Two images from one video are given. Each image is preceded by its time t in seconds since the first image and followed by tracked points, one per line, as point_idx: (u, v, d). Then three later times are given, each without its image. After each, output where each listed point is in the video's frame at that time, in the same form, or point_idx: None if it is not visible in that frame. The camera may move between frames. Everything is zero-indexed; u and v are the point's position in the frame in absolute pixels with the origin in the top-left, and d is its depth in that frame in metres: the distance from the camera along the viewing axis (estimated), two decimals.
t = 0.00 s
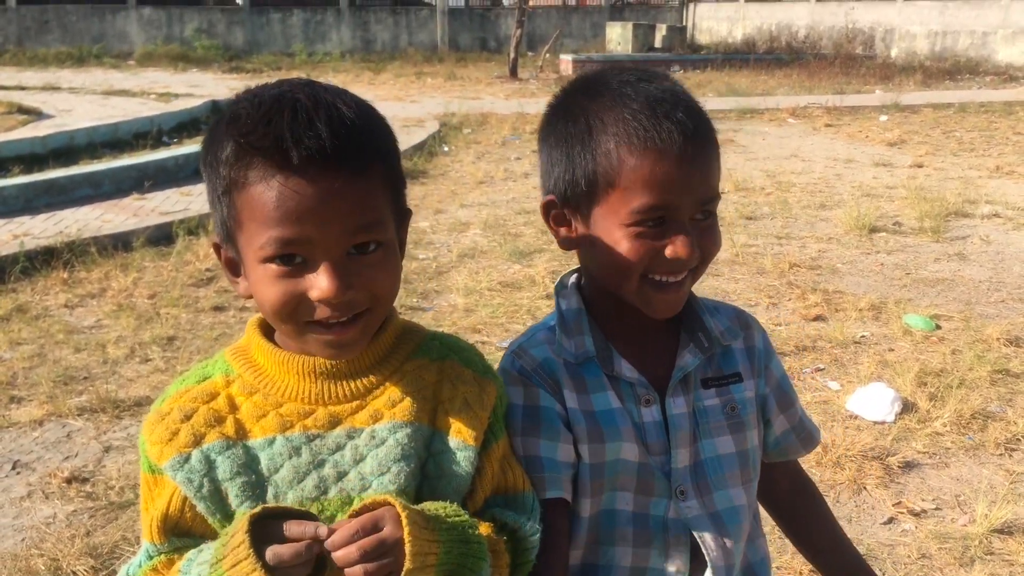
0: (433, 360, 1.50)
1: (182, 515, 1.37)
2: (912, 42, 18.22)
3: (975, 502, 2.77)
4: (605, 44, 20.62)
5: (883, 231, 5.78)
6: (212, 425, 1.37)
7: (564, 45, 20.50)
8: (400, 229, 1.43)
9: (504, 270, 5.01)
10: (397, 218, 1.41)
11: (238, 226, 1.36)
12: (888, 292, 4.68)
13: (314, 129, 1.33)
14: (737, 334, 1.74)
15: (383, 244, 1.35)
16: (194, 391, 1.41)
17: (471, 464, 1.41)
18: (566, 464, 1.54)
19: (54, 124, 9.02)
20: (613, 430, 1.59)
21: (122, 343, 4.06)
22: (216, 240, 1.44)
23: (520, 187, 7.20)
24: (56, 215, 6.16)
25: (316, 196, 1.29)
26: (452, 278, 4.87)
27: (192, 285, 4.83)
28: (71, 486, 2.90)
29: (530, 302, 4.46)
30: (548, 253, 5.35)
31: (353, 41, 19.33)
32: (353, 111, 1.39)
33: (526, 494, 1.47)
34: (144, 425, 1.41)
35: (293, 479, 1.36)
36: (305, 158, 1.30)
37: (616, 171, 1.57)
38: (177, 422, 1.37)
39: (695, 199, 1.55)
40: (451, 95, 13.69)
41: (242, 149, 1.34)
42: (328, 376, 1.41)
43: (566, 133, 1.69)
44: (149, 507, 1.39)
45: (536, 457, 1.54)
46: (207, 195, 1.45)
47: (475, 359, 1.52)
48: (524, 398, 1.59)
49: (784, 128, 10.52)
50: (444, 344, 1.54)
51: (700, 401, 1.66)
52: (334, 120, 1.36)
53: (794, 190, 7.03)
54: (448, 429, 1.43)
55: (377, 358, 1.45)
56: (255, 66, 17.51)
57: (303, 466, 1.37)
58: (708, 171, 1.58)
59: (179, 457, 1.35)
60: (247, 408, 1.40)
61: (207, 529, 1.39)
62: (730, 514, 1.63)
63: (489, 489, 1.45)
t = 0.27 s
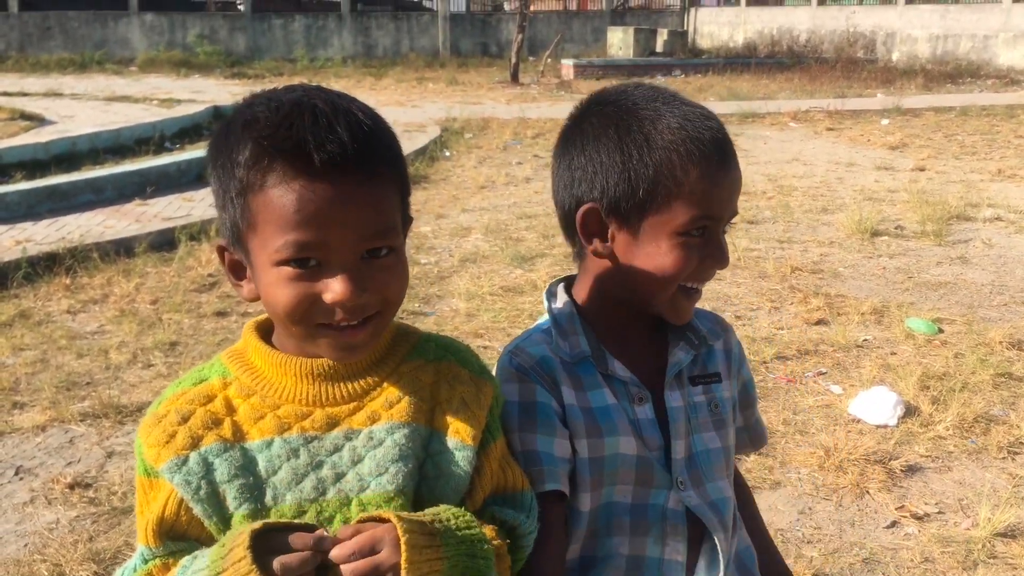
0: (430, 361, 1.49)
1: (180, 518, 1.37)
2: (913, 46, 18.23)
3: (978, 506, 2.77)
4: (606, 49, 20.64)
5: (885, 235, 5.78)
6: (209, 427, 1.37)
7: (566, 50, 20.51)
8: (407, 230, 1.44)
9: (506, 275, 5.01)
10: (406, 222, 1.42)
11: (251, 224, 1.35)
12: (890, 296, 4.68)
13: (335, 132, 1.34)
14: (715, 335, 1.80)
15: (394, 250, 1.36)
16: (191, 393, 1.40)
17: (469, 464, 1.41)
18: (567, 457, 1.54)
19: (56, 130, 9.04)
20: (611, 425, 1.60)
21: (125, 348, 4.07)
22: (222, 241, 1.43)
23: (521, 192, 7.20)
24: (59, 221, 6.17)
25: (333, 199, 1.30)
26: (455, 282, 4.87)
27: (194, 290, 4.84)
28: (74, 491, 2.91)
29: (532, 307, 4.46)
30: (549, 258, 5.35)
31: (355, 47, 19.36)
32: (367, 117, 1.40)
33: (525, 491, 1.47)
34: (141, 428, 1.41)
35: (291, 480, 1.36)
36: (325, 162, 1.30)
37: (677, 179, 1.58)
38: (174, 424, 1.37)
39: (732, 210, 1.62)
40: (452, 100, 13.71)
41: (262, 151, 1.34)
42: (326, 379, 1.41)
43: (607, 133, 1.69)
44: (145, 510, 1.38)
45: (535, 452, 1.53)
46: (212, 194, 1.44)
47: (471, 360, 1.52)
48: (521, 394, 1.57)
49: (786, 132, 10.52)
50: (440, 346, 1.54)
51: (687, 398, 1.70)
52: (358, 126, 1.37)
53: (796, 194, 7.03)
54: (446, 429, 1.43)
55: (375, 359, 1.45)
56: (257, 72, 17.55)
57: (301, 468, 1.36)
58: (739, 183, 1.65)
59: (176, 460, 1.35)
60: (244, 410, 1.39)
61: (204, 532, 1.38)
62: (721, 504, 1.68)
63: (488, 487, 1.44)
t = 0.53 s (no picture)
0: (422, 363, 1.49)
1: (177, 527, 1.36)
2: (910, 49, 18.26)
3: (977, 508, 2.76)
4: (604, 53, 20.66)
5: (883, 238, 5.78)
6: (204, 436, 1.36)
7: (564, 54, 20.52)
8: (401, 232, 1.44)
9: (504, 279, 5.01)
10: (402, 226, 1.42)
11: (251, 229, 1.34)
12: (888, 299, 4.68)
13: (339, 138, 1.34)
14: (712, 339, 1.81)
15: (394, 255, 1.36)
16: (184, 403, 1.39)
17: (466, 465, 1.40)
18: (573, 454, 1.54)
19: (54, 136, 9.04)
20: (618, 421, 1.60)
21: (123, 353, 4.06)
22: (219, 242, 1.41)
23: (519, 196, 7.20)
24: (57, 226, 6.17)
25: (335, 202, 1.30)
26: (453, 287, 4.87)
27: (192, 295, 4.83)
28: (71, 497, 2.90)
29: (530, 311, 4.46)
30: (548, 261, 5.35)
31: (353, 52, 19.38)
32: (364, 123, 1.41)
33: (523, 488, 1.47)
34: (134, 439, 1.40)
35: (288, 487, 1.36)
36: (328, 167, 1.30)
37: (702, 187, 1.60)
38: (168, 435, 1.36)
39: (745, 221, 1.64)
40: (451, 105, 13.72)
41: (265, 158, 1.33)
42: (320, 383, 1.40)
43: (634, 138, 1.70)
44: (142, 520, 1.38)
45: (542, 448, 1.52)
46: (210, 196, 1.42)
47: (463, 361, 1.52)
48: (531, 388, 1.56)
49: (784, 136, 10.53)
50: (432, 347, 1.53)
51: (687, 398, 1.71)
52: (359, 133, 1.37)
53: (794, 198, 7.03)
54: (441, 431, 1.42)
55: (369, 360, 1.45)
56: (255, 77, 17.56)
57: (297, 473, 1.36)
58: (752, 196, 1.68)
59: (171, 470, 1.34)
60: (238, 418, 1.39)
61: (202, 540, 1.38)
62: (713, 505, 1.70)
63: (487, 485, 1.43)
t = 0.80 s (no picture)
0: (419, 359, 1.49)
1: (177, 525, 1.37)
2: (900, 41, 18.30)
3: (969, 497, 2.79)
4: (596, 47, 20.65)
5: (875, 230, 5.81)
6: (202, 435, 1.37)
7: (555, 49, 20.50)
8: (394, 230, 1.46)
9: (498, 274, 5.02)
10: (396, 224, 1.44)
11: (260, 226, 1.33)
12: (880, 290, 4.70)
13: (342, 137, 1.35)
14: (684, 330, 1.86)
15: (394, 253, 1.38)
16: (183, 401, 1.40)
17: (463, 462, 1.41)
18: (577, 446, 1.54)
19: (45, 134, 9.00)
20: (615, 410, 1.62)
21: (117, 351, 4.06)
22: (221, 236, 1.40)
23: (512, 190, 7.21)
24: (49, 224, 6.15)
25: (341, 199, 1.30)
26: (446, 282, 4.88)
27: (186, 292, 4.83)
28: (68, 495, 2.90)
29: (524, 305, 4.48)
30: (541, 256, 5.36)
31: (344, 47, 19.33)
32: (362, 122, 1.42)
33: (523, 483, 1.47)
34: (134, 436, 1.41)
35: (286, 484, 1.37)
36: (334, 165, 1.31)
37: (692, 188, 1.62)
38: (168, 433, 1.37)
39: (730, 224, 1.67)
40: (442, 99, 13.70)
41: (271, 157, 1.32)
42: (317, 381, 1.41)
43: (625, 140, 1.71)
44: (142, 517, 1.39)
45: (548, 441, 1.52)
46: (213, 190, 1.40)
47: (460, 356, 1.53)
48: (537, 379, 1.55)
49: (775, 128, 10.56)
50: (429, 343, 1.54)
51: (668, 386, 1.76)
52: (359, 131, 1.38)
53: (785, 190, 7.06)
54: (438, 427, 1.43)
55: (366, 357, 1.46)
56: (246, 73, 17.50)
57: (295, 470, 1.37)
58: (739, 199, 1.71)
59: (170, 468, 1.35)
60: (237, 416, 1.40)
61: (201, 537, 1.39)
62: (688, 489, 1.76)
63: (485, 481, 1.44)
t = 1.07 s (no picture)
0: (410, 350, 1.49)
1: (168, 519, 1.37)
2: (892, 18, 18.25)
3: (964, 474, 2.80)
4: (587, 27, 20.54)
5: (868, 208, 5.80)
6: (191, 429, 1.36)
7: (546, 30, 20.40)
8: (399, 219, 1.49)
9: (492, 257, 5.01)
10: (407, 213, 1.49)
11: (310, 216, 1.33)
12: (874, 269, 4.70)
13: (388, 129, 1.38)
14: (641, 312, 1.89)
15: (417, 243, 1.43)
16: (171, 395, 1.39)
17: (455, 453, 1.40)
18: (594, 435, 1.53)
19: (34, 123, 8.92)
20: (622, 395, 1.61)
21: (111, 340, 4.04)
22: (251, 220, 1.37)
23: (505, 174, 7.18)
24: (39, 214, 6.11)
25: (397, 193, 1.35)
26: (440, 266, 4.86)
27: (178, 281, 4.80)
28: (64, 485, 2.89)
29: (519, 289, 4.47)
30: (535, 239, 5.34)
31: (334, 31, 19.18)
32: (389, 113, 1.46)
33: (522, 473, 1.44)
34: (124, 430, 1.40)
35: (275, 478, 1.37)
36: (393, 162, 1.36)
37: (660, 155, 1.62)
38: (156, 427, 1.36)
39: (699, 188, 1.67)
40: (434, 83, 13.63)
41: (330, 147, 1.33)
42: (307, 373, 1.40)
43: (585, 110, 1.69)
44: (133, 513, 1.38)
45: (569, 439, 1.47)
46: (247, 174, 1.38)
47: (453, 346, 1.51)
48: (555, 374, 1.47)
49: (767, 107, 10.53)
50: (420, 333, 1.53)
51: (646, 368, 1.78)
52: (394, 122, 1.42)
53: (779, 169, 7.04)
54: (429, 418, 1.43)
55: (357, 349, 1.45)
56: (235, 59, 17.36)
57: (284, 464, 1.37)
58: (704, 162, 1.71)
59: (158, 463, 1.34)
60: (225, 410, 1.39)
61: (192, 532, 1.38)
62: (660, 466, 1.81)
63: (479, 473, 1.43)
